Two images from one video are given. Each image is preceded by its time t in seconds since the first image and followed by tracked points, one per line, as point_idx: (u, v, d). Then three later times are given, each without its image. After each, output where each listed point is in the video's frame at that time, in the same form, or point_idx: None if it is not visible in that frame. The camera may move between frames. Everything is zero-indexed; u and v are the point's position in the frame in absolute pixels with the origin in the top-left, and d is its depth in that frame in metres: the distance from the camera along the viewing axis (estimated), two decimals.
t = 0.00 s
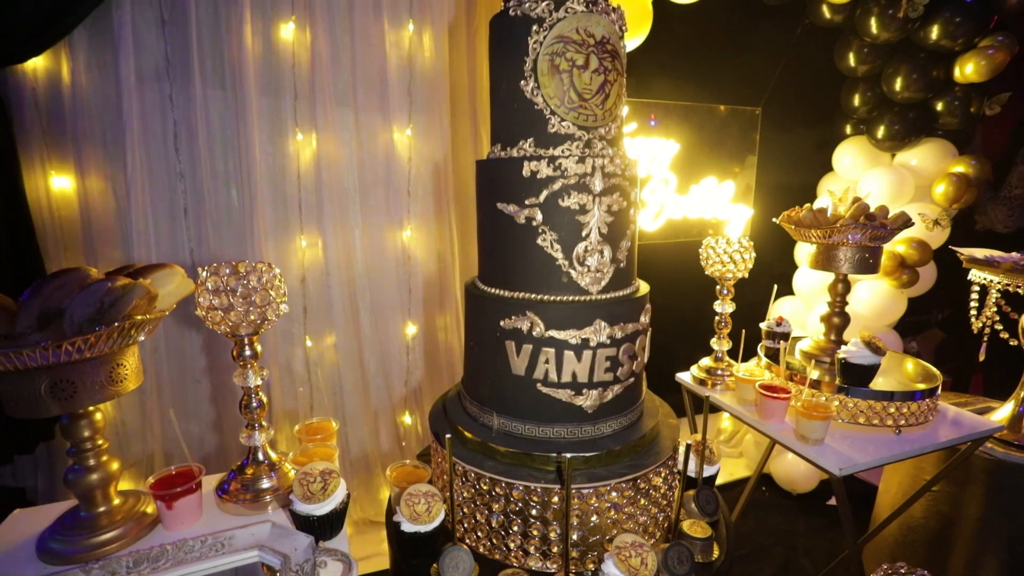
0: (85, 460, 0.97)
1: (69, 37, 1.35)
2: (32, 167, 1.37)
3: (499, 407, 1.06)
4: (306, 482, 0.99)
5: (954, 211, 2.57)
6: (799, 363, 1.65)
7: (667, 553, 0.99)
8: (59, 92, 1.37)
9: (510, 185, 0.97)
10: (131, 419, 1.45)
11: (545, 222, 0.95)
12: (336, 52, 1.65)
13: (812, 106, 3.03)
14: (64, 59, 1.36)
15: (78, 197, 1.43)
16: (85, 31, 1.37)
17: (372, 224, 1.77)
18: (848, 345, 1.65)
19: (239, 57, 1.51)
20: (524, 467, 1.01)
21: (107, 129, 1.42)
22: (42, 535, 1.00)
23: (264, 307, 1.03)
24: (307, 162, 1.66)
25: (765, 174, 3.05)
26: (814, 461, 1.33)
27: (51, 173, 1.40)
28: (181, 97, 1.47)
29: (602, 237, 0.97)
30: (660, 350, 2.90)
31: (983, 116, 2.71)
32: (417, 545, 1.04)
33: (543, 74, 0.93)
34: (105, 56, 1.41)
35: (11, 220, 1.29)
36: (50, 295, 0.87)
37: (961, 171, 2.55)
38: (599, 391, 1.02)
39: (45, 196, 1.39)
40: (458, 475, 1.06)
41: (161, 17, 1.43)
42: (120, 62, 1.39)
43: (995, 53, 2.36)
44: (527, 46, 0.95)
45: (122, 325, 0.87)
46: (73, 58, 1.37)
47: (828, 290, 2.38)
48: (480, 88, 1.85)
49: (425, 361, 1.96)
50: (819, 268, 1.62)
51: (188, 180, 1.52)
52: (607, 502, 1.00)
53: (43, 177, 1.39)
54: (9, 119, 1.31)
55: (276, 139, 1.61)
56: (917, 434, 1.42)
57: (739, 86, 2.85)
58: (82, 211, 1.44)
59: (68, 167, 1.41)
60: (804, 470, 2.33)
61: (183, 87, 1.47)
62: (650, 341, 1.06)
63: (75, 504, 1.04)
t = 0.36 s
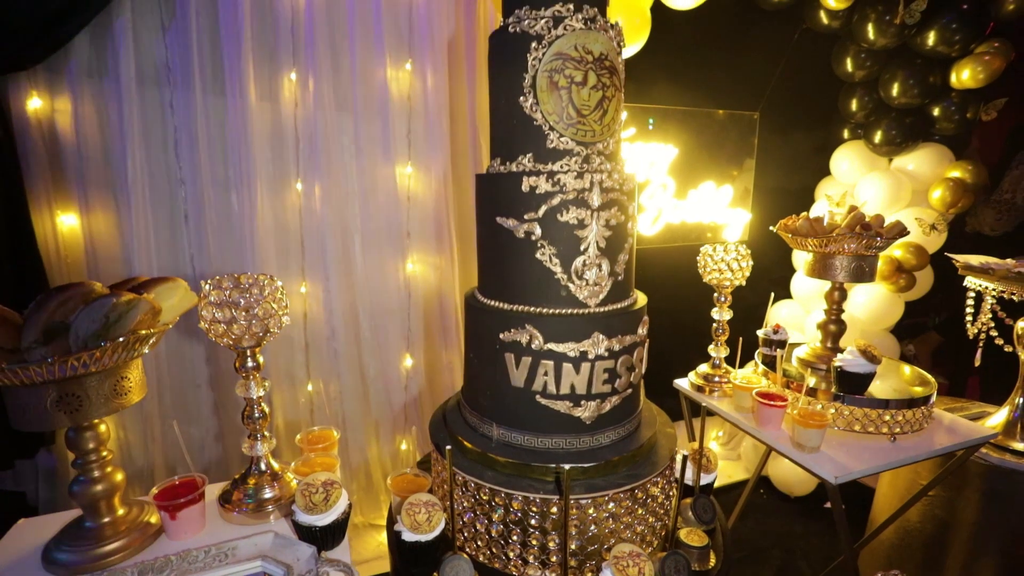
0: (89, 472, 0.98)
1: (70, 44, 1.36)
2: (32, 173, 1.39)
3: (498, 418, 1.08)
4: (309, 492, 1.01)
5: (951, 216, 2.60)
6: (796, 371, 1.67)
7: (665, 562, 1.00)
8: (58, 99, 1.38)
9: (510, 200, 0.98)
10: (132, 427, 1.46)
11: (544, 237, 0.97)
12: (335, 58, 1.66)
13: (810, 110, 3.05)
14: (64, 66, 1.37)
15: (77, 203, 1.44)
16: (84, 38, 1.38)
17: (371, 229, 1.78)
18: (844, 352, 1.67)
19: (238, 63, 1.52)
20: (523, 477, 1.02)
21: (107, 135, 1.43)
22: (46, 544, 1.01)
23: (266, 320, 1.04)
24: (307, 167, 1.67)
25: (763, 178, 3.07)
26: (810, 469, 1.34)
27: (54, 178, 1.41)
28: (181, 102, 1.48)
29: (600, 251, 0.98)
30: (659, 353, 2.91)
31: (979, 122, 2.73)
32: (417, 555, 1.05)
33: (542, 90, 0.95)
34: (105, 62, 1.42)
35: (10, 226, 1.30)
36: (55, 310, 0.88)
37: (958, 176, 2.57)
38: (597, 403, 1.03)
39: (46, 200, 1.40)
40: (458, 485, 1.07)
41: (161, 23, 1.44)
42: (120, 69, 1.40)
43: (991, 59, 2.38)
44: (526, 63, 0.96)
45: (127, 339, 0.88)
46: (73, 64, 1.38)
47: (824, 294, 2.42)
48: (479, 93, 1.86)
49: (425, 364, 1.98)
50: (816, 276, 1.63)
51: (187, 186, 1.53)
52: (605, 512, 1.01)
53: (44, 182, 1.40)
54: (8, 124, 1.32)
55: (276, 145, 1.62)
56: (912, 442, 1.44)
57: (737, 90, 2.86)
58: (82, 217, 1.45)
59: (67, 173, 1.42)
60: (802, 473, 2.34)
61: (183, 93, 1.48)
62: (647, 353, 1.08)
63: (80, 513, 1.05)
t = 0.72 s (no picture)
0: (96, 482, 1.00)
1: (72, 51, 1.37)
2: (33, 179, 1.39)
3: (498, 428, 1.10)
4: (313, 502, 1.03)
5: (948, 221, 2.61)
6: (793, 378, 1.68)
7: (662, 571, 1.01)
8: (60, 105, 1.39)
9: (510, 214, 1.00)
10: (135, 435, 1.47)
11: (543, 251, 0.98)
12: (336, 64, 1.68)
13: (809, 114, 3.07)
14: (66, 72, 1.38)
15: (79, 208, 1.45)
16: (86, 43, 1.39)
17: (372, 234, 1.80)
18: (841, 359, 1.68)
19: (240, 69, 1.53)
20: (523, 487, 1.03)
21: (108, 142, 1.44)
22: (52, 553, 1.03)
23: (269, 332, 1.06)
24: (308, 173, 1.68)
25: (762, 182, 3.08)
26: (807, 477, 1.36)
27: (54, 185, 1.41)
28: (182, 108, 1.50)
29: (599, 264, 1.00)
30: (658, 357, 2.93)
31: (976, 127, 2.75)
32: (419, 564, 1.06)
33: (541, 107, 0.96)
34: (106, 70, 1.43)
35: (12, 234, 1.31)
36: (62, 324, 0.89)
37: (954, 181, 2.59)
38: (596, 414, 1.05)
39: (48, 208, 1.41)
40: (458, 494, 1.09)
41: (163, 31, 1.46)
42: (121, 76, 1.41)
43: (987, 66, 2.40)
44: (526, 79, 0.97)
45: (133, 354, 0.90)
46: (75, 70, 1.39)
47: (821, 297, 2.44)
48: (478, 100, 1.89)
49: (425, 368, 2.00)
50: (813, 284, 1.64)
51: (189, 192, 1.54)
52: (603, 521, 1.02)
53: (45, 189, 1.41)
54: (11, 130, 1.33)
55: (278, 150, 1.63)
56: (908, 449, 1.45)
57: (735, 95, 2.88)
58: (83, 222, 1.45)
59: (70, 179, 1.43)
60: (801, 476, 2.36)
61: (185, 99, 1.50)
62: (646, 364, 1.09)
63: (85, 523, 1.06)
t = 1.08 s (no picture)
0: (103, 489, 1.01)
1: (75, 57, 1.40)
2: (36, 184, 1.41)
3: (499, 435, 1.11)
4: (317, 509, 1.05)
5: (945, 224, 2.63)
6: (791, 383, 1.70)
7: None
8: (63, 111, 1.41)
9: (511, 226, 1.01)
10: (138, 439, 1.48)
11: (544, 262, 1.00)
12: (336, 69, 1.69)
13: (808, 117, 3.09)
14: (69, 78, 1.40)
15: (82, 213, 1.47)
16: (89, 50, 1.41)
17: (372, 238, 1.81)
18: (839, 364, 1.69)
19: (241, 74, 1.55)
20: (523, 493, 1.05)
21: (111, 147, 1.47)
22: (60, 559, 1.05)
23: (273, 341, 1.07)
24: (309, 177, 1.70)
25: (761, 184, 3.09)
26: (804, 481, 1.37)
27: (56, 191, 1.43)
28: (184, 113, 1.52)
29: (598, 275, 1.02)
30: (658, 358, 2.94)
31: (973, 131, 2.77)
32: (421, 570, 1.07)
33: (541, 120, 0.98)
34: (109, 76, 1.45)
35: (16, 240, 1.32)
36: (70, 334, 0.90)
37: (952, 184, 2.61)
38: (595, 422, 1.07)
39: (51, 214, 1.42)
40: (460, 500, 1.10)
41: (165, 38, 1.48)
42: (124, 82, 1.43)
43: (985, 70, 2.41)
44: (527, 93, 0.99)
45: (141, 364, 0.91)
46: (78, 76, 1.41)
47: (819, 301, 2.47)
48: (478, 105, 1.90)
49: (426, 371, 2.02)
50: (810, 290, 1.66)
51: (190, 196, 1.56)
52: (602, 527, 1.04)
53: (48, 195, 1.41)
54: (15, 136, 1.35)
55: (278, 155, 1.65)
56: (903, 453, 1.47)
57: (734, 98, 2.89)
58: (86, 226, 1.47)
59: (72, 185, 1.45)
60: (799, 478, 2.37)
61: (187, 105, 1.52)
62: (644, 372, 1.11)
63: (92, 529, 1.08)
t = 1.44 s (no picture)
0: (108, 495, 1.03)
1: (75, 62, 1.42)
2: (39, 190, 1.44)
3: (499, 441, 1.13)
4: (319, 514, 1.07)
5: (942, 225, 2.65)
6: (787, 387, 1.71)
7: None
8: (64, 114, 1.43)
9: (510, 235, 1.03)
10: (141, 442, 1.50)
11: (542, 272, 1.02)
12: (337, 71, 1.71)
13: (806, 118, 3.10)
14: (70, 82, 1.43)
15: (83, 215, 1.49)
16: (89, 53, 1.43)
17: (372, 239, 1.83)
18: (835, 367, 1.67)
19: (240, 77, 1.57)
20: (522, 498, 1.07)
21: (112, 152, 1.49)
22: (67, 562, 1.07)
23: (275, 349, 1.10)
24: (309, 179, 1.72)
25: (760, 185, 3.10)
26: (799, 485, 1.39)
27: (59, 200, 1.47)
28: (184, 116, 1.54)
29: (596, 284, 1.04)
30: (656, 359, 2.96)
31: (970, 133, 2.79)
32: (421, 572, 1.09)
33: (540, 132, 0.99)
34: (110, 79, 1.47)
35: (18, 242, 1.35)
36: (75, 345, 0.92)
37: (949, 186, 2.62)
38: (592, 428, 1.09)
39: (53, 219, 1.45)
40: (460, 504, 1.12)
41: (165, 42, 1.50)
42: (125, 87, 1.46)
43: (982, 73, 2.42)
44: (525, 104, 1.00)
45: (147, 373, 0.94)
46: (79, 80, 1.43)
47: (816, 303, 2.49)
48: (478, 109, 1.92)
49: (426, 372, 2.04)
50: (806, 294, 1.67)
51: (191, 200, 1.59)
52: (600, 531, 1.06)
53: (57, 230, 1.47)
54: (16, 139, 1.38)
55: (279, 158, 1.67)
56: (898, 457, 1.49)
57: (733, 99, 2.90)
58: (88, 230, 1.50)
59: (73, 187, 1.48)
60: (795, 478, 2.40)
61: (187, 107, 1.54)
62: (641, 379, 1.13)
63: (98, 533, 1.10)
